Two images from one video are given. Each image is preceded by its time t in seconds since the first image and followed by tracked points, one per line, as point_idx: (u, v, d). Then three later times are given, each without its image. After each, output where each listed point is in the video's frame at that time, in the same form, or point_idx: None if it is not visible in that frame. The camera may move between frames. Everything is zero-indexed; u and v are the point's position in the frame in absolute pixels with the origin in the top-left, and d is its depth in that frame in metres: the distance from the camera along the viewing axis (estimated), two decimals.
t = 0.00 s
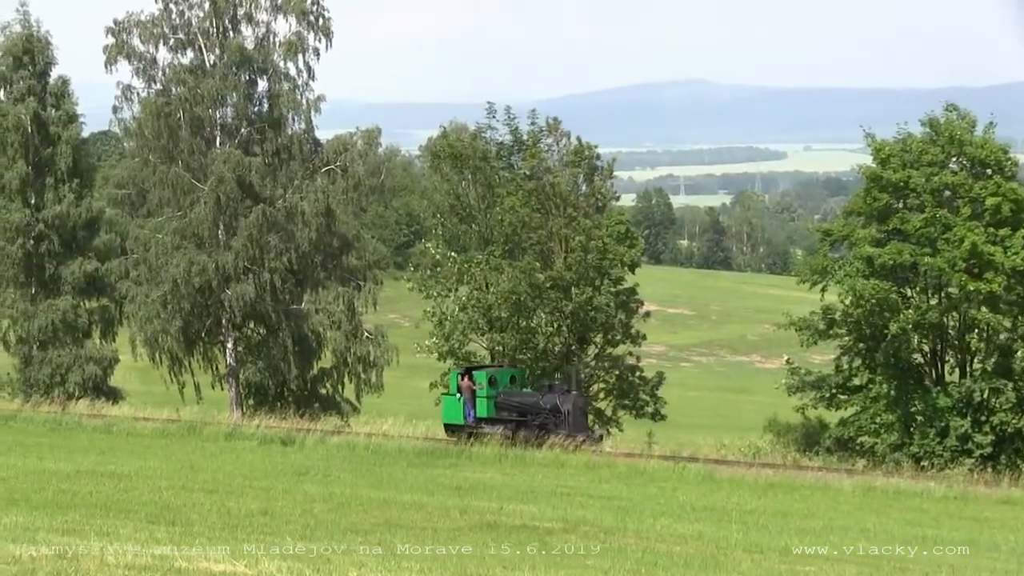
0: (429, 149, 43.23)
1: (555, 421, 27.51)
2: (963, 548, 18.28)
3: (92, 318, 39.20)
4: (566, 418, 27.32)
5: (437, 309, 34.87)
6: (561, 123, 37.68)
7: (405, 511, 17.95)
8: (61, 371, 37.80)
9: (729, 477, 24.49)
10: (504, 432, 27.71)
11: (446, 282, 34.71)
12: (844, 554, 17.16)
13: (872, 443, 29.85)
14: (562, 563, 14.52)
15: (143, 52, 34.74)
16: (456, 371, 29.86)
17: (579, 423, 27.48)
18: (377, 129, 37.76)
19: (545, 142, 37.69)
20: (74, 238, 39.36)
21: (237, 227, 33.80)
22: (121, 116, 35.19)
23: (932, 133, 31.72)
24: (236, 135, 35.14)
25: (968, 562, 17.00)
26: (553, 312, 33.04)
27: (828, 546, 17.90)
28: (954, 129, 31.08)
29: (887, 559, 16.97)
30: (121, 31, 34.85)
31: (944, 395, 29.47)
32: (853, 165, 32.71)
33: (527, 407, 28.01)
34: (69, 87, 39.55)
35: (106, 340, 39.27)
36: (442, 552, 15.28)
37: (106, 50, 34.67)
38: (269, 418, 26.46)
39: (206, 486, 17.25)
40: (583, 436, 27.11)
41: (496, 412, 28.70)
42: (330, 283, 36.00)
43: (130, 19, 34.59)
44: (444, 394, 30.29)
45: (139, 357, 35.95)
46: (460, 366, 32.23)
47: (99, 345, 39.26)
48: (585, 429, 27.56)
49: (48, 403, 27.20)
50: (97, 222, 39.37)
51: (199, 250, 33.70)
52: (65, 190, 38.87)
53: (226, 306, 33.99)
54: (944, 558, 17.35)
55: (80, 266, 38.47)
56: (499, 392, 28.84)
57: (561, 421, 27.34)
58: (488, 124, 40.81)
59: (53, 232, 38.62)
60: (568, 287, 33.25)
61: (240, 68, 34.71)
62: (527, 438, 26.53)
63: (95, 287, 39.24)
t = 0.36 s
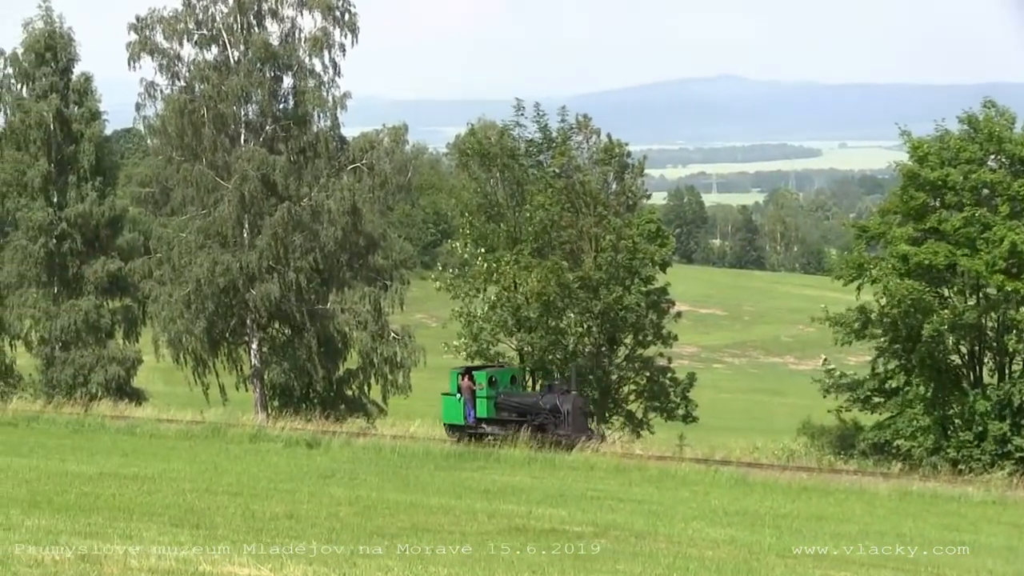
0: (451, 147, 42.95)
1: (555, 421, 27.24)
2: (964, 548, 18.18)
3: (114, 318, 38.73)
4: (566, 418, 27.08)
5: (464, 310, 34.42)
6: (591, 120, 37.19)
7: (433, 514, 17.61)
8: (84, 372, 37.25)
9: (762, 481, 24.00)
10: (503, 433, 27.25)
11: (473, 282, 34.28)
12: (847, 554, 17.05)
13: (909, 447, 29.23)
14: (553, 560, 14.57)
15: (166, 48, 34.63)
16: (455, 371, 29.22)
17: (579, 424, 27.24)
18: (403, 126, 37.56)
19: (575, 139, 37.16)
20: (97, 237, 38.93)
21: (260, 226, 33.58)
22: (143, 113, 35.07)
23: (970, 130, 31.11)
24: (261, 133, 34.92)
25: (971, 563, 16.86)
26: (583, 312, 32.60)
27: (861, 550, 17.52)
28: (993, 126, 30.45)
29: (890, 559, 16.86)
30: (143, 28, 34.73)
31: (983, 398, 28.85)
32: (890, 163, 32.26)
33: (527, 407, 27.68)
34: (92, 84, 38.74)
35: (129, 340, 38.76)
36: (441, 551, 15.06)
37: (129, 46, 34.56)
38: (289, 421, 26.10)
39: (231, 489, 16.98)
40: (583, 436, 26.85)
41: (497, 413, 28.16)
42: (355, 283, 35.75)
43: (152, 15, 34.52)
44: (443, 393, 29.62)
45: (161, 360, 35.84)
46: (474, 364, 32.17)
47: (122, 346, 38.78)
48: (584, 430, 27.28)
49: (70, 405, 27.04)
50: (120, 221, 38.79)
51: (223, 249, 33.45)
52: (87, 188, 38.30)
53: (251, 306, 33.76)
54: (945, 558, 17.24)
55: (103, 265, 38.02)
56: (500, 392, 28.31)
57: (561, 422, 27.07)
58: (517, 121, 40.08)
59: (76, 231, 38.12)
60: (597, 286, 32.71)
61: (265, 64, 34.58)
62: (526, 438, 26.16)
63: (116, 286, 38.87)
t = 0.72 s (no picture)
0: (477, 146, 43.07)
1: (551, 421, 27.01)
2: (965, 548, 18.11)
3: (135, 319, 38.76)
4: (563, 418, 26.84)
5: (490, 309, 34.08)
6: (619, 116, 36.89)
7: (458, 518, 17.30)
8: (103, 372, 37.18)
9: (793, 484, 23.56)
10: (499, 433, 27.06)
11: (497, 281, 34.04)
12: (846, 554, 16.97)
13: (942, 451, 28.71)
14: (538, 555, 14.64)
15: (186, 44, 34.43)
16: (453, 370, 28.82)
17: (576, 424, 26.97)
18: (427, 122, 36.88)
19: (602, 136, 36.91)
20: (117, 236, 38.83)
21: (282, 224, 33.55)
22: (164, 110, 35.04)
23: (1005, 127, 30.61)
24: (283, 130, 34.79)
25: (972, 563, 16.76)
26: (610, 312, 32.16)
27: (896, 556, 17.10)
28: None
29: (892, 559, 16.75)
30: (164, 23, 34.54)
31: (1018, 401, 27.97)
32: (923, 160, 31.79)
33: (524, 407, 27.44)
34: (112, 80, 38.65)
35: (149, 340, 38.93)
36: (443, 551, 14.90)
37: (150, 41, 34.43)
38: (312, 421, 26.25)
39: (252, 491, 16.73)
40: (580, 436, 26.60)
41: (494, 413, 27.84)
42: (378, 282, 35.58)
43: (173, 11, 34.27)
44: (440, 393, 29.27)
45: (183, 359, 36.11)
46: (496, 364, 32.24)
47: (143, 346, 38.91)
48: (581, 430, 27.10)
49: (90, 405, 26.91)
50: (139, 219, 38.77)
51: (244, 248, 33.39)
52: (107, 186, 37.76)
53: (273, 306, 33.47)
54: (945, 558, 17.15)
55: (122, 264, 37.65)
56: (498, 392, 27.96)
57: (557, 422, 26.81)
58: (541, 118, 39.55)
59: (95, 229, 37.72)
60: (624, 284, 32.06)
61: (287, 60, 34.31)
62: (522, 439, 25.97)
63: (135, 285, 38.74)
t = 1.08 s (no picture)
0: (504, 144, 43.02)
1: (547, 421, 26.56)
2: (962, 548, 18.02)
3: (154, 318, 38.44)
4: (559, 418, 26.42)
5: (514, 308, 33.40)
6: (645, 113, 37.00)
7: (482, 522, 16.98)
8: (122, 373, 36.68)
9: (823, 488, 23.09)
10: (496, 433, 26.52)
11: (522, 281, 33.55)
12: (847, 554, 16.85)
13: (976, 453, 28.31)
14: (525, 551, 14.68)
15: (207, 39, 34.37)
16: (450, 369, 28.43)
17: (572, 423, 26.61)
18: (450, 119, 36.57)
19: (628, 133, 37.02)
20: (136, 234, 38.69)
21: (302, 223, 33.24)
22: (183, 106, 34.89)
23: None
24: (304, 127, 34.68)
25: (973, 564, 16.64)
26: (636, 312, 31.83)
27: (923, 560, 16.71)
28: None
29: (891, 559, 16.65)
30: (185, 18, 34.47)
31: None
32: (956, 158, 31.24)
33: (520, 407, 26.93)
34: (131, 77, 38.72)
35: (169, 340, 38.62)
36: (443, 551, 14.76)
37: (170, 37, 34.36)
38: (334, 423, 25.98)
39: (273, 494, 16.49)
40: (575, 436, 26.20)
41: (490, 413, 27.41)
42: (400, 281, 35.44)
43: (194, 6, 34.20)
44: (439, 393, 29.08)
45: (201, 361, 35.91)
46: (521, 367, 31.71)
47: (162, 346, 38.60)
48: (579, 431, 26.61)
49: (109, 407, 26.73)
50: (159, 218, 38.72)
51: (264, 247, 33.09)
52: (126, 185, 37.74)
53: (293, 306, 33.24)
54: (945, 558, 17.04)
55: (141, 263, 37.51)
56: (494, 392, 27.50)
57: (553, 422, 26.40)
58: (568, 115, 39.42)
59: (113, 227, 37.70)
60: (650, 283, 31.77)
61: (308, 56, 34.04)
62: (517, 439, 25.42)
63: (154, 284, 38.51)
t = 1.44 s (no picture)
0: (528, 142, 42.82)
1: (542, 422, 26.08)
2: (961, 548, 17.86)
3: (171, 318, 38.48)
4: (553, 419, 25.88)
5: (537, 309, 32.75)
6: (671, 110, 36.61)
7: (505, 526, 16.67)
8: (139, 373, 36.60)
9: (852, 491, 22.66)
10: (489, 433, 26.25)
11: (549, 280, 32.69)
12: (846, 554, 16.70)
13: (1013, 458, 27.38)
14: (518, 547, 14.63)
15: (226, 34, 34.23)
16: (446, 369, 28.32)
17: (567, 424, 26.00)
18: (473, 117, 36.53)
19: (654, 130, 36.65)
20: (153, 232, 38.67)
21: (322, 221, 33.08)
22: (201, 102, 34.79)
23: None
24: (324, 124, 34.47)
25: (973, 564, 16.47)
26: (662, 312, 31.42)
27: (928, 561, 16.54)
28: None
29: (890, 559, 16.49)
30: (204, 12, 34.31)
31: None
32: (988, 156, 30.71)
33: (514, 407, 26.61)
34: (148, 72, 38.64)
35: (186, 340, 38.71)
36: (442, 551, 14.58)
37: (189, 32, 34.23)
38: (353, 425, 25.74)
39: (292, 497, 16.25)
40: (570, 437, 25.61)
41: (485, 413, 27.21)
42: (422, 281, 35.26)
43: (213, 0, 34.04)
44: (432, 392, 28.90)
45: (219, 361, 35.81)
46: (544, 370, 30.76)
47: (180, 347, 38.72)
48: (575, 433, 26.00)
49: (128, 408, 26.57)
50: (176, 216, 38.81)
51: (283, 245, 32.98)
52: (143, 182, 37.71)
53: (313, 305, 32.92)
54: (945, 559, 16.89)
55: (159, 262, 37.57)
56: (488, 392, 27.31)
57: (548, 422, 25.88)
58: (592, 113, 39.86)
59: (130, 226, 37.47)
60: (677, 283, 31.50)
61: (328, 52, 33.74)
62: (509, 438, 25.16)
63: (172, 283, 38.52)
